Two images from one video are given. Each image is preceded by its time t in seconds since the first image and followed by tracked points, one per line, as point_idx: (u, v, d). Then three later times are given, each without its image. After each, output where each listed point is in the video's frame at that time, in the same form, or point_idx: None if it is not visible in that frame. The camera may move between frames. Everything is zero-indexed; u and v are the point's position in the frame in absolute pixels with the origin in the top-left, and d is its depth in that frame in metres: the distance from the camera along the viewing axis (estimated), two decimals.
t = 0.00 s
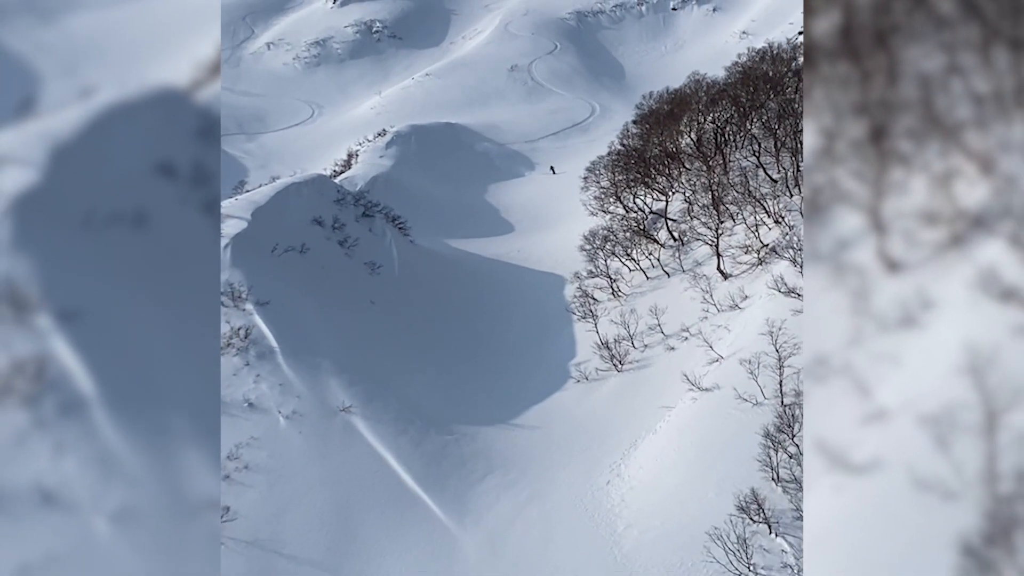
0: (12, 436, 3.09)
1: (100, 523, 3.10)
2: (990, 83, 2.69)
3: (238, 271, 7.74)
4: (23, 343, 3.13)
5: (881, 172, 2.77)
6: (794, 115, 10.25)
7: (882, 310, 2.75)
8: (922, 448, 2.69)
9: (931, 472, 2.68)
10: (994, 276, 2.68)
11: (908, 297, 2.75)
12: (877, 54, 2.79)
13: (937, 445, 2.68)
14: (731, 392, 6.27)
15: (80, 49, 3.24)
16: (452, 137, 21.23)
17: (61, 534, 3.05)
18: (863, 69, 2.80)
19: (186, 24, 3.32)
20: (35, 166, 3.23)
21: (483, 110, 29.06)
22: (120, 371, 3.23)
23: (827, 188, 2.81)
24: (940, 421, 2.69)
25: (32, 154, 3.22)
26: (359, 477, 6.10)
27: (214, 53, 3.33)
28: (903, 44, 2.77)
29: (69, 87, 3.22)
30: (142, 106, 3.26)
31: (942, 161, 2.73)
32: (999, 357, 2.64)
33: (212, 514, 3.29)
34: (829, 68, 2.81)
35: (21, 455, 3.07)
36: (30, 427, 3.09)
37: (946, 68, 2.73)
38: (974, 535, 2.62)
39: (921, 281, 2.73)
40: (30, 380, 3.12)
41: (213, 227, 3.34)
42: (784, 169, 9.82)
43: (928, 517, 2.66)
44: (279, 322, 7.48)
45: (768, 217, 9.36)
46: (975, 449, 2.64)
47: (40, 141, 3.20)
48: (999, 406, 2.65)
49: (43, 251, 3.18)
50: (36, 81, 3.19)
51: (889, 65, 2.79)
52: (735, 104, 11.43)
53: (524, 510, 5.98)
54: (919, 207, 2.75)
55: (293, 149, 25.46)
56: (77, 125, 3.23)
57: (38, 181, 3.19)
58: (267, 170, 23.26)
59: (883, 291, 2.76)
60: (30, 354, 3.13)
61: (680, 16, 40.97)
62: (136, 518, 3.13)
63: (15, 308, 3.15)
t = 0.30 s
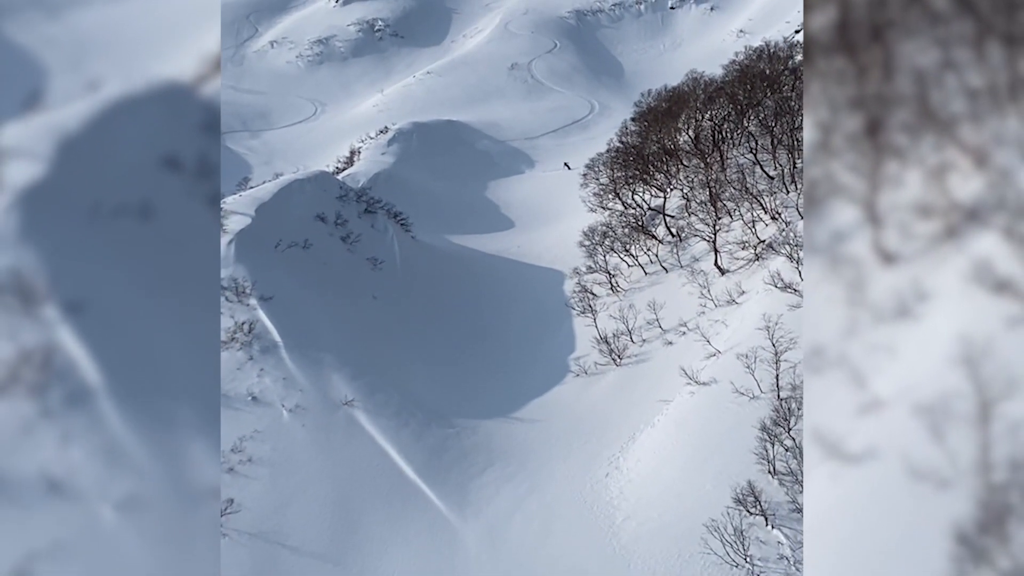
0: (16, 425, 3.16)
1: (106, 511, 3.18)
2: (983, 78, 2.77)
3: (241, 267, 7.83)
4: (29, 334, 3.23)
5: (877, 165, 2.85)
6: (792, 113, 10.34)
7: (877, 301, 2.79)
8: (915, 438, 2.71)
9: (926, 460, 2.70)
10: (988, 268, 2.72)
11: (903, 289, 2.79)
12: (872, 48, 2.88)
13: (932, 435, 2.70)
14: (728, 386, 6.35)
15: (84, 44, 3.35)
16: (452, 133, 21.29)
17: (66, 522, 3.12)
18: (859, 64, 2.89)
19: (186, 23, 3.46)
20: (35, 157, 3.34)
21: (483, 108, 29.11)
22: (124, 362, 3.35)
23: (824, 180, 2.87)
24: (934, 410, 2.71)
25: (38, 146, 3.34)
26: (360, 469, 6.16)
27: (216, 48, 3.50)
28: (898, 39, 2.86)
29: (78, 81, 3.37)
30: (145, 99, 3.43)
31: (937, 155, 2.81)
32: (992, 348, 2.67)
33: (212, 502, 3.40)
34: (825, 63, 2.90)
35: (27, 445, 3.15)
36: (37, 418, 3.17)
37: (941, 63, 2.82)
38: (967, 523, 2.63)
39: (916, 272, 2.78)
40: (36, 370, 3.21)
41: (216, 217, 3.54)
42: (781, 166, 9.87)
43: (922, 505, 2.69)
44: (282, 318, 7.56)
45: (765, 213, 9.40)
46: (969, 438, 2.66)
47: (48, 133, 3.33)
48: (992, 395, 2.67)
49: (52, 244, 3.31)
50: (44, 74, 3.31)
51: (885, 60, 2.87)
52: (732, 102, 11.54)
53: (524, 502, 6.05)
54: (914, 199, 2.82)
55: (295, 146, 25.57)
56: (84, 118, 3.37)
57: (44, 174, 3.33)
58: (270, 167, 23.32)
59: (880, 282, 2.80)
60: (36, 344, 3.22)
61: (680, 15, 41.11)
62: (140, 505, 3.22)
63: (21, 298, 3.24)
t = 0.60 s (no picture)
0: (16, 420, 2.85)
1: (108, 505, 2.90)
2: (988, 69, 2.64)
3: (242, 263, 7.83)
4: (30, 328, 2.89)
5: (880, 157, 2.71)
6: (794, 108, 10.28)
7: (880, 294, 2.69)
8: (919, 430, 2.62)
9: (929, 454, 2.61)
10: (991, 262, 2.61)
11: (907, 281, 2.68)
12: (875, 41, 2.74)
13: (933, 428, 2.61)
14: (730, 382, 6.33)
15: (87, 36, 2.99)
16: (453, 129, 21.23)
17: (66, 518, 2.84)
18: (861, 57, 2.75)
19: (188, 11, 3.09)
20: (35, 151, 2.97)
21: (484, 103, 29.08)
22: (126, 352, 3.01)
23: (827, 172, 2.74)
24: (938, 405, 2.62)
25: (38, 140, 2.96)
26: (361, 466, 6.15)
27: (218, 39, 3.14)
28: (901, 32, 2.73)
29: (78, 74, 3.00)
30: (144, 90, 3.07)
31: (941, 147, 2.68)
32: (995, 340, 2.58)
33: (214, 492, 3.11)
34: (828, 55, 2.76)
35: (28, 439, 2.85)
36: (37, 411, 2.86)
37: (944, 55, 2.69)
38: (970, 517, 2.56)
39: (920, 264, 2.68)
40: (37, 363, 2.89)
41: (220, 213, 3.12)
42: (783, 162, 9.84)
43: (926, 497, 2.60)
44: (283, 314, 7.55)
45: (767, 209, 9.39)
46: (972, 433, 2.57)
47: (49, 128, 2.97)
48: (997, 388, 2.57)
49: (55, 237, 2.97)
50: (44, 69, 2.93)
51: (887, 53, 2.74)
52: (734, 97, 11.48)
53: (525, 499, 6.03)
54: (917, 192, 2.69)
55: (297, 141, 25.58)
56: (83, 114, 3.00)
57: (44, 168, 2.96)
58: (271, 163, 23.33)
59: (881, 274, 2.69)
60: (36, 338, 2.90)
61: (680, 10, 40.95)
62: (140, 501, 2.93)
63: (21, 289, 2.90)
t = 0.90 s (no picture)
0: (17, 413, 2.81)
1: (107, 500, 2.86)
2: (990, 63, 2.60)
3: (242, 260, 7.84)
4: (30, 320, 2.86)
5: (881, 151, 2.66)
6: (795, 104, 10.28)
7: (882, 288, 2.65)
8: (922, 424, 2.60)
9: (930, 448, 2.59)
10: (994, 255, 2.59)
11: (908, 275, 2.65)
12: (877, 34, 2.67)
13: (935, 422, 2.59)
14: (731, 379, 6.31)
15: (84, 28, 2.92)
16: (454, 125, 21.24)
17: (66, 512, 2.81)
18: (863, 49, 2.67)
19: (185, 5, 2.99)
20: (37, 145, 2.92)
21: (484, 99, 29.07)
22: (126, 346, 2.97)
23: (829, 167, 2.67)
24: (940, 399, 2.60)
25: (38, 132, 2.92)
26: (362, 462, 6.15)
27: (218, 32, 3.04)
28: (904, 24, 2.66)
29: (78, 67, 2.93)
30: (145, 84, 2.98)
31: (942, 141, 2.64)
32: (998, 333, 2.56)
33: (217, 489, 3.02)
34: (829, 49, 2.68)
35: (28, 433, 2.81)
36: (37, 404, 2.82)
37: (946, 49, 2.64)
38: (973, 513, 2.54)
39: (923, 258, 2.63)
40: (38, 357, 2.85)
41: (217, 207, 3.07)
42: (784, 158, 9.82)
43: (926, 492, 2.58)
44: (283, 310, 7.55)
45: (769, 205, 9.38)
46: (974, 427, 2.56)
47: (50, 120, 2.91)
48: (999, 382, 2.57)
49: (56, 231, 2.92)
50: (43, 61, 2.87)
51: (890, 46, 2.67)
52: (736, 93, 11.46)
53: (525, 498, 6.01)
54: (919, 185, 2.65)
55: (298, 138, 25.60)
56: (83, 107, 2.94)
57: (44, 162, 2.90)
58: (272, 159, 23.38)
59: (883, 269, 2.65)
60: (38, 331, 2.86)
61: (680, 6, 40.93)
62: (141, 495, 2.89)
63: (22, 283, 2.87)
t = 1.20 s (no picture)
0: (16, 407, 2.74)
1: (109, 495, 2.79)
2: (992, 56, 2.56)
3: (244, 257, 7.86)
4: (30, 315, 2.78)
5: (883, 146, 2.64)
6: (796, 101, 10.29)
7: (884, 283, 2.62)
8: (924, 419, 2.56)
9: (932, 443, 2.56)
10: (995, 249, 2.56)
11: (910, 269, 2.62)
12: (880, 28, 2.64)
13: (937, 417, 2.56)
14: (732, 376, 6.31)
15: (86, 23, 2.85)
16: (455, 122, 21.23)
17: (67, 508, 2.74)
18: (866, 43, 2.64)
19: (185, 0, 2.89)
20: (38, 140, 2.83)
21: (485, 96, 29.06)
22: (128, 340, 2.88)
23: (829, 162, 2.66)
24: (943, 394, 2.56)
25: (37, 127, 2.83)
26: (364, 459, 6.15)
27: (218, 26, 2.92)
28: (905, 19, 2.64)
29: (78, 63, 2.85)
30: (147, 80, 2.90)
31: (944, 135, 2.60)
32: (1000, 327, 2.53)
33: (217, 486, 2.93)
34: (831, 43, 2.65)
35: (28, 429, 2.74)
36: (38, 399, 2.76)
37: (948, 42, 2.60)
38: (975, 507, 2.53)
39: (924, 252, 2.61)
40: (39, 353, 2.77)
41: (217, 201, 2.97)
42: (785, 155, 9.80)
43: (927, 487, 2.56)
44: (285, 307, 7.55)
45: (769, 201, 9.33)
46: (977, 421, 2.52)
47: (50, 115, 2.83)
48: (1001, 376, 2.53)
49: (56, 225, 2.82)
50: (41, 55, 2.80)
51: (892, 39, 2.64)
52: (737, 90, 11.47)
53: (526, 496, 6.00)
54: (921, 179, 2.63)
55: (299, 135, 25.61)
56: (84, 102, 2.85)
57: (46, 156, 2.82)
58: (274, 156, 23.40)
59: (885, 263, 2.63)
60: (40, 327, 2.78)
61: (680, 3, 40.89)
62: (145, 492, 2.81)
63: (23, 279, 2.79)
